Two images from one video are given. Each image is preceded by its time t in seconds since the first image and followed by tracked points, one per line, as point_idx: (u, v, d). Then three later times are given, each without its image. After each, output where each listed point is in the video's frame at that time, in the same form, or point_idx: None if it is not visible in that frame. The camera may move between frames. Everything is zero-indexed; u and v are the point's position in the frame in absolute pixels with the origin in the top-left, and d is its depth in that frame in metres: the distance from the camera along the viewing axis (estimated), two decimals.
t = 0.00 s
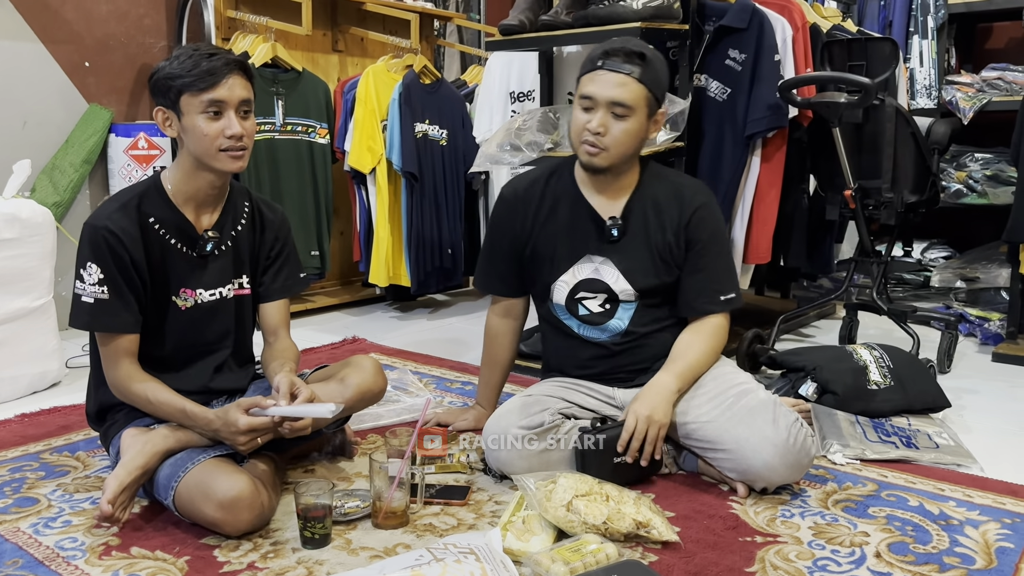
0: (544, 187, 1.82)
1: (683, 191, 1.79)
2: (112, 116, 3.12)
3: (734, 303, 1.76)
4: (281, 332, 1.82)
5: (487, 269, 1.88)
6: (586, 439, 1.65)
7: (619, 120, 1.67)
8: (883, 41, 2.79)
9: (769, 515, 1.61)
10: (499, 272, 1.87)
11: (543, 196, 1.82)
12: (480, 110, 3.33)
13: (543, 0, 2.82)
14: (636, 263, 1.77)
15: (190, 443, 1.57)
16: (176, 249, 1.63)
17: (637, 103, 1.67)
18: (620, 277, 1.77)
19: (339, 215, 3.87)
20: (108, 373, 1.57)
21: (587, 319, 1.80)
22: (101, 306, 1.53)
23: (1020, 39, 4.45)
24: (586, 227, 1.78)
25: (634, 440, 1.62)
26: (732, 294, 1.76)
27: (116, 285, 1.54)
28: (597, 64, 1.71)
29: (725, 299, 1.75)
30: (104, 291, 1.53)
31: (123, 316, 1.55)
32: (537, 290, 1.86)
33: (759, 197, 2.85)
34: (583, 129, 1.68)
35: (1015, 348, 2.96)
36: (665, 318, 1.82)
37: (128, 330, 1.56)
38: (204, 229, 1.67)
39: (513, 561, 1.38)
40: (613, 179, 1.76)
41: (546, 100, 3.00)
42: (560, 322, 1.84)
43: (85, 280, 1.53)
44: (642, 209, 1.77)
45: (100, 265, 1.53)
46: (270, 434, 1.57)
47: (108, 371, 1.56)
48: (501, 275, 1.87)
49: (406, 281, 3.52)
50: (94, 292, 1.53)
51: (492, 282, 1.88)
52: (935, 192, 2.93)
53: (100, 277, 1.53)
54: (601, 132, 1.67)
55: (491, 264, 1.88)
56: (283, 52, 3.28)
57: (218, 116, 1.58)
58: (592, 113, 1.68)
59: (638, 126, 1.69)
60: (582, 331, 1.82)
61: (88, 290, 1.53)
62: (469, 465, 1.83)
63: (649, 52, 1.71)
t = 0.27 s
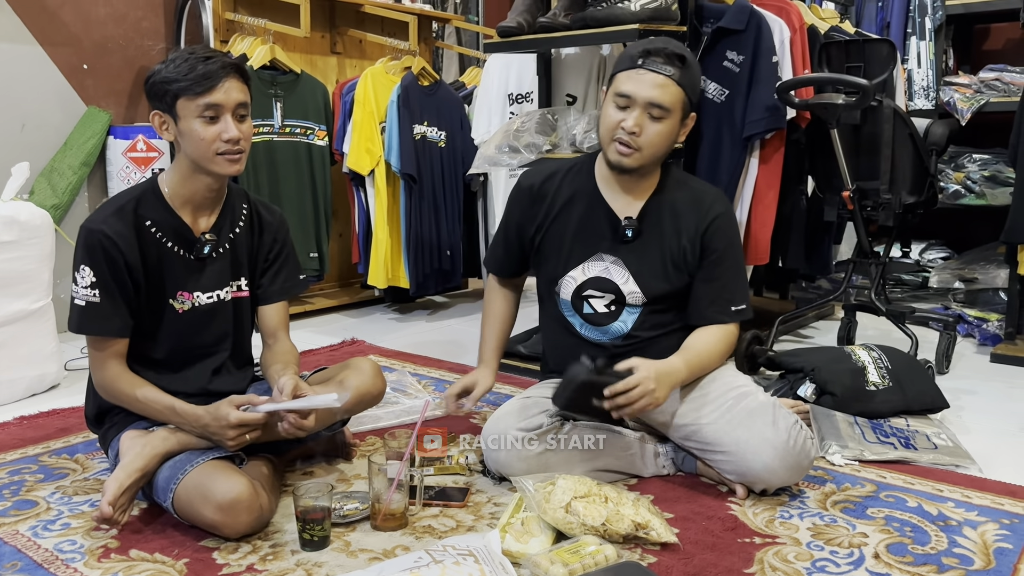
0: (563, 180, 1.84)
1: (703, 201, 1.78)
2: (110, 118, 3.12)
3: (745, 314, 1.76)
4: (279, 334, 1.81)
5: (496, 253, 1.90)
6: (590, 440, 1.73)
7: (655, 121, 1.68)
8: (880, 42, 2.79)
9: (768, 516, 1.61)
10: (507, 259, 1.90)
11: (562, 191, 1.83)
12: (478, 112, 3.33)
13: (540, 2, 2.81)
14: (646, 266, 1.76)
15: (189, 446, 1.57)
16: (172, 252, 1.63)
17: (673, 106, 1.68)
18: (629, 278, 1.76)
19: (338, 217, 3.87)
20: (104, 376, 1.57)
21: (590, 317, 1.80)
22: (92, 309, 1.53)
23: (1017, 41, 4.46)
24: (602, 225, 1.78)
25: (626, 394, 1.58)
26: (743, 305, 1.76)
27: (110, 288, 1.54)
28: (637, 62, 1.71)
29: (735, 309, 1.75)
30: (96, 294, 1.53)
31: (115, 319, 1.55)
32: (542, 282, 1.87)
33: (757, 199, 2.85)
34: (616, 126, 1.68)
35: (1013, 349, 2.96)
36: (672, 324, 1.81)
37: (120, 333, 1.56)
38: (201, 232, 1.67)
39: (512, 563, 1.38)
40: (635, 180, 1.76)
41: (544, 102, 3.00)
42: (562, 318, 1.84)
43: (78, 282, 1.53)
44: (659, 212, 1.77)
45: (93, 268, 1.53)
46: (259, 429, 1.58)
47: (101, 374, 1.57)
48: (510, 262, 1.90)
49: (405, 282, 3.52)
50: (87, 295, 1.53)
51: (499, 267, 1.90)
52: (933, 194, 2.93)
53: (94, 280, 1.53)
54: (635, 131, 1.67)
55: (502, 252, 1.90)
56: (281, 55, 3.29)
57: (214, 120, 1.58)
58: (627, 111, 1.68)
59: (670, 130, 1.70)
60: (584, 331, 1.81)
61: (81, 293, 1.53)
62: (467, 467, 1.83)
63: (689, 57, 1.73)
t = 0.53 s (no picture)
0: (574, 174, 1.84)
1: (710, 203, 1.79)
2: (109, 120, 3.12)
3: (748, 318, 1.76)
4: (279, 336, 1.81)
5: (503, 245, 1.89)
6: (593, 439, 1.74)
7: (669, 120, 1.68)
8: (878, 43, 2.79)
9: (767, 517, 1.62)
10: (514, 251, 1.89)
11: (571, 185, 1.83)
12: (477, 114, 3.34)
13: (538, 3, 2.81)
14: (650, 266, 1.76)
15: (188, 447, 1.57)
16: (171, 254, 1.63)
17: (688, 107, 1.68)
18: (634, 277, 1.76)
19: (337, 218, 3.87)
20: (103, 379, 1.57)
21: (593, 315, 1.80)
22: (90, 312, 1.53)
23: (1014, 41, 4.47)
24: (608, 222, 1.78)
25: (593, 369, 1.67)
26: (748, 309, 1.75)
27: (108, 290, 1.54)
28: (654, 61, 1.71)
29: (739, 313, 1.74)
30: (95, 297, 1.53)
31: (113, 321, 1.55)
32: (547, 278, 1.86)
33: (755, 200, 2.85)
34: (630, 125, 1.69)
35: (1012, 349, 2.96)
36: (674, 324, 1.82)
37: (118, 336, 1.56)
38: (199, 234, 1.67)
39: (511, 565, 1.38)
40: (644, 179, 1.76)
41: (542, 103, 3.00)
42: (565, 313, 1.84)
43: (77, 285, 1.53)
44: (666, 213, 1.77)
45: (91, 271, 1.53)
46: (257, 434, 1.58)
47: (100, 377, 1.57)
48: (516, 256, 1.89)
49: (404, 283, 3.52)
50: (85, 297, 1.53)
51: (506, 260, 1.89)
52: (931, 194, 2.94)
53: (92, 283, 1.53)
54: (649, 130, 1.67)
55: (509, 244, 1.89)
56: (280, 56, 3.29)
57: (212, 122, 1.58)
58: (641, 110, 1.68)
59: (683, 131, 1.70)
60: (585, 327, 1.82)
61: (80, 296, 1.54)
62: (467, 468, 1.83)
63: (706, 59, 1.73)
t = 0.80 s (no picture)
0: (576, 174, 1.84)
1: (712, 203, 1.79)
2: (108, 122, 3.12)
3: (749, 320, 1.76)
4: (278, 338, 1.81)
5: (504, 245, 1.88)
6: (590, 440, 1.74)
7: (666, 124, 1.68)
8: (876, 44, 2.80)
9: (767, 518, 1.62)
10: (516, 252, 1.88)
11: (574, 185, 1.83)
12: (476, 115, 3.34)
13: (537, 5, 2.81)
14: (653, 266, 1.77)
15: (188, 449, 1.57)
16: (172, 256, 1.63)
17: (686, 111, 1.68)
18: (638, 277, 1.77)
19: (336, 219, 3.87)
20: (103, 380, 1.57)
21: (597, 316, 1.80)
22: (91, 314, 1.53)
23: (1012, 42, 4.47)
24: (612, 223, 1.78)
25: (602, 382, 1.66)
26: (748, 311, 1.75)
27: (108, 292, 1.55)
28: (655, 64, 1.71)
29: (739, 315, 1.75)
30: (95, 298, 1.53)
31: (113, 323, 1.55)
32: (548, 278, 1.86)
33: (754, 201, 2.86)
34: (628, 127, 1.69)
35: (1011, 349, 2.96)
36: (676, 325, 1.82)
37: (119, 337, 1.56)
38: (200, 236, 1.67)
39: (511, 566, 1.38)
40: (645, 181, 1.76)
41: (541, 105, 3.01)
42: (568, 313, 1.83)
43: (78, 287, 1.53)
44: (670, 213, 1.77)
45: (92, 273, 1.53)
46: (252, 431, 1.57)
47: (100, 378, 1.57)
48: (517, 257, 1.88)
49: (403, 285, 3.52)
50: (86, 299, 1.53)
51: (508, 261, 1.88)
52: (930, 195, 2.94)
53: (93, 285, 1.53)
54: (646, 133, 1.67)
55: (511, 244, 1.88)
56: (279, 58, 3.30)
57: (216, 125, 1.59)
58: (640, 112, 1.69)
59: (683, 134, 1.70)
60: (587, 328, 1.81)
61: (80, 297, 1.53)
62: (466, 469, 1.83)
63: (708, 62, 1.72)
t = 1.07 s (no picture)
0: (574, 173, 1.84)
1: (711, 204, 1.79)
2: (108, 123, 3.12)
3: (747, 321, 1.76)
4: (278, 340, 1.81)
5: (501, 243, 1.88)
6: (589, 439, 1.74)
7: (659, 126, 1.68)
8: (875, 44, 2.80)
9: (766, 518, 1.62)
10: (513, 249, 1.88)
11: (571, 184, 1.83)
12: (476, 116, 3.34)
13: (536, 5, 2.81)
14: (651, 265, 1.77)
15: (188, 451, 1.57)
16: (172, 256, 1.63)
17: (678, 112, 1.68)
18: (634, 277, 1.77)
19: (336, 220, 3.87)
20: (103, 380, 1.57)
21: (594, 315, 1.80)
22: (86, 312, 1.53)
23: (1011, 42, 4.48)
24: (609, 223, 1.79)
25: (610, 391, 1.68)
26: (747, 313, 1.75)
27: (106, 291, 1.54)
28: (647, 65, 1.72)
29: (738, 315, 1.75)
30: (92, 296, 1.53)
31: (109, 322, 1.55)
32: (545, 277, 1.86)
33: (754, 201, 2.86)
34: (621, 128, 1.70)
35: (1010, 350, 2.96)
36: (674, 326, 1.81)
37: (114, 336, 1.56)
38: (201, 237, 1.67)
39: (511, 567, 1.38)
40: (642, 182, 1.76)
41: (540, 105, 3.00)
42: (565, 312, 1.83)
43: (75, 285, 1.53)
44: (666, 213, 1.77)
45: (90, 271, 1.53)
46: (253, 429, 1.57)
47: (96, 377, 1.57)
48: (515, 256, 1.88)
49: (402, 286, 3.52)
50: (82, 297, 1.53)
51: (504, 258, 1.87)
52: (929, 196, 2.94)
53: (90, 283, 1.53)
54: (638, 135, 1.67)
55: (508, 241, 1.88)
56: (279, 59, 3.30)
57: (222, 126, 1.59)
58: (633, 113, 1.69)
59: (676, 135, 1.70)
60: (585, 328, 1.82)
61: (77, 295, 1.53)
62: (466, 470, 1.83)
63: (702, 63, 1.73)
